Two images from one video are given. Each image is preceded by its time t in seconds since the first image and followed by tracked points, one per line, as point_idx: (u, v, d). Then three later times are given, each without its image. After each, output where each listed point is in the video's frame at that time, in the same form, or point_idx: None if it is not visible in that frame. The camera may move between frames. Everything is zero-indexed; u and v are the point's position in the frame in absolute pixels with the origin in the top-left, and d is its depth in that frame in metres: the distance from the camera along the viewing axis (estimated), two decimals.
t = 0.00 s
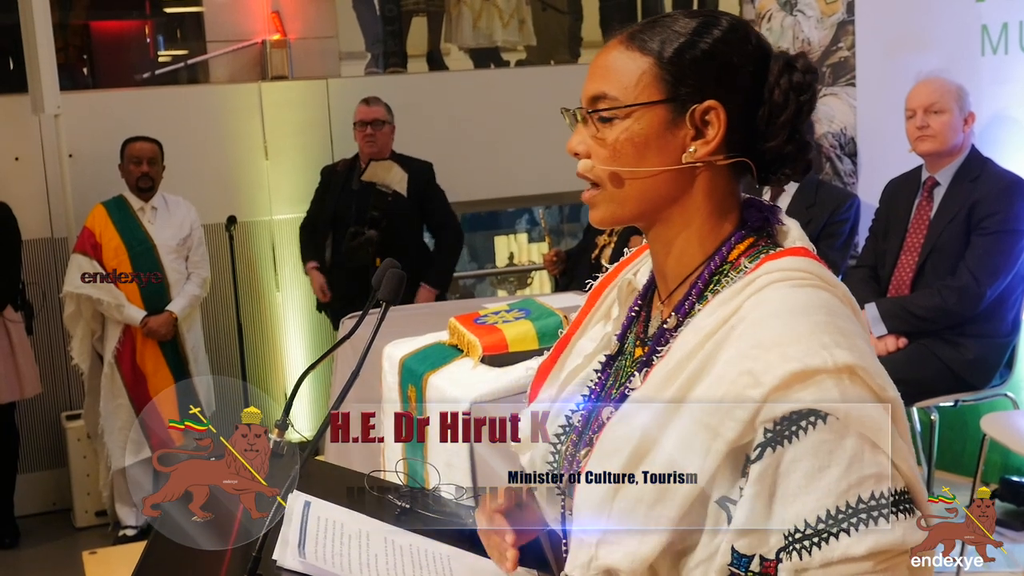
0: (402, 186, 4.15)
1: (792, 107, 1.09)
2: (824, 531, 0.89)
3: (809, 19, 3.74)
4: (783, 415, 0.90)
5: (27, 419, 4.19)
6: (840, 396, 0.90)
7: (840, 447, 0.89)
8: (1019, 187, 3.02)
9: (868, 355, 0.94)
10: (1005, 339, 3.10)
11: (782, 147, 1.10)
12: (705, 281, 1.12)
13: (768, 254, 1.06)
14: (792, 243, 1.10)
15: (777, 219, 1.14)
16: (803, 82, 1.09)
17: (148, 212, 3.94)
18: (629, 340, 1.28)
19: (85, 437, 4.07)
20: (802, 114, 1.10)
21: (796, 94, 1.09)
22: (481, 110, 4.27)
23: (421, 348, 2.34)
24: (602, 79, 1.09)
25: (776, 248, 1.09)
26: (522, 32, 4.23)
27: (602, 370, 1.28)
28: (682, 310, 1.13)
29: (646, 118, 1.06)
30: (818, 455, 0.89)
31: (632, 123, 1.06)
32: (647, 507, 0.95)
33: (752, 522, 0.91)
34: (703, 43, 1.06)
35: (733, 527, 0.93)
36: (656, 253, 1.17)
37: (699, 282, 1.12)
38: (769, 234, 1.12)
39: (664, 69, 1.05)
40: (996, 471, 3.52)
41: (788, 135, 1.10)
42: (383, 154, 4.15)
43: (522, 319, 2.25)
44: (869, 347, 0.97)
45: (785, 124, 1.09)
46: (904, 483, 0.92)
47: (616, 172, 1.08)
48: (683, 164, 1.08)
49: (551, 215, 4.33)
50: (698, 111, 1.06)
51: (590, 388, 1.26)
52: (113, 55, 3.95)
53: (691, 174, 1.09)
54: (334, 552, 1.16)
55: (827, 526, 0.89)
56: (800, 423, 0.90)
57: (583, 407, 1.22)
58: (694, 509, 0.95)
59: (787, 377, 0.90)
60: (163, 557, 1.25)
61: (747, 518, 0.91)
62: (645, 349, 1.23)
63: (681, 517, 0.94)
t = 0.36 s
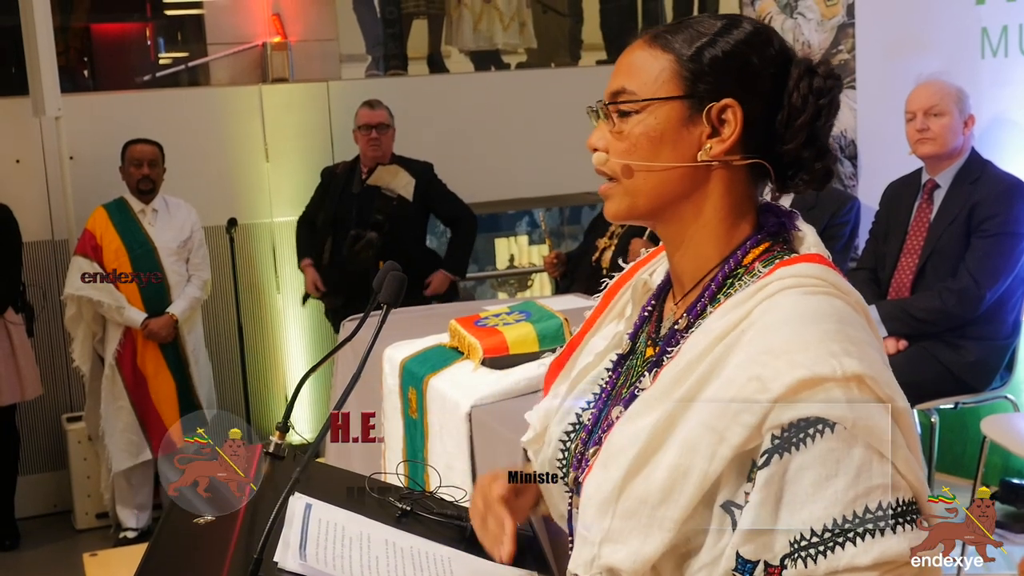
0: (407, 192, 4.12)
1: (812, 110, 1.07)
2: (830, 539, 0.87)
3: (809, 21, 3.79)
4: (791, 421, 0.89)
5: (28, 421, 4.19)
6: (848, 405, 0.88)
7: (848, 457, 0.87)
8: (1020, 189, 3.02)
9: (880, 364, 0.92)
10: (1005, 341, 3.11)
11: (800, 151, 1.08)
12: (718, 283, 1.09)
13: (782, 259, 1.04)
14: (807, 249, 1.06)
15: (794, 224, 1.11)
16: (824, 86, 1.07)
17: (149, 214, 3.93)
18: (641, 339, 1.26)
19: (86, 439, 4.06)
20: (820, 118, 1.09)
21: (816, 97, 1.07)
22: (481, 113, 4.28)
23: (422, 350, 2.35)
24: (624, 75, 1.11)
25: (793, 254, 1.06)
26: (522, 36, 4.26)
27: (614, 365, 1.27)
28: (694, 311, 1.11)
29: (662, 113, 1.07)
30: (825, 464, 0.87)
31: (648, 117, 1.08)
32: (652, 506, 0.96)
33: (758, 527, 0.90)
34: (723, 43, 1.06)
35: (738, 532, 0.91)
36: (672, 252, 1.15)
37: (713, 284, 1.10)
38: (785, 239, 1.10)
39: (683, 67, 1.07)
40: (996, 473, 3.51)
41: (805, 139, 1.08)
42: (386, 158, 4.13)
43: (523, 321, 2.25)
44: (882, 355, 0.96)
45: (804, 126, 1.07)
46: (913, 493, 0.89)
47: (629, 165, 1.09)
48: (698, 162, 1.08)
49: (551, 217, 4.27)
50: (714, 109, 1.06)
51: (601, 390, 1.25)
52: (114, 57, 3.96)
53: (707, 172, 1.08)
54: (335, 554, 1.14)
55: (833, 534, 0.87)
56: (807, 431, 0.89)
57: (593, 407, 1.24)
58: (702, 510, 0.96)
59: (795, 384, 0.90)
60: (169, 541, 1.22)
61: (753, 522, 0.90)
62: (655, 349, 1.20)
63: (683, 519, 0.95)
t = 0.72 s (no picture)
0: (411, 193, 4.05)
1: (811, 102, 1.05)
2: (835, 540, 0.87)
3: (813, 23, 3.78)
4: (798, 422, 0.89)
5: (31, 421, 4.20)
6: (855, 407, 0.87)
7: (854, 458, 0.87)
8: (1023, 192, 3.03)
9: (888, 367, 0.91)
10: (1009, 343, 3.12)
11: (802, 143, 1.06)
12: (727, 285, 1.09)
13: (792, 261, 1.03)
14: (817, 252, 1.06)
15: (804, 226, 1.10)
16: (821, 78, 1.06)
17: (154, 215, 3.92)
18: (649, 339, 1.25)
19: (89, 439, 4.05)
20: (821, 108, 1.07)
21: (815, 89, 1.06)
22: (484, 114, 4.28)
23: (426, 350, 2.35)
24: (624, 84, 1.11)
25: (801, 256, 1.05)
26: (526, 37, 4.28)
27: (623, 365, 1.26)
28: (703, 312, 1.11)
29: (662, 119, 1.08)
30: (831, 465, 0.87)
31: (649, 123, 1.09)
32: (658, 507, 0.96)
33: (764, 526, 0.90)
34: (717, 44, 1.07)
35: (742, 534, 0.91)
36: (682, 255, 1.15)
37: (721, 285, 1.10)
38: (796, 241, 1.09)
39: (680, 71, 1.07)
40: (999, 475, 3.52)
41: (808, 130, 1.06)
42: (390, 159, 4.06)
43: (526, 322, 2.25)
44: (891, 359, 0.95)
45: (805, 118, 1.06)
46: (919, 497, 0.89)
47: (633, 173, 1.10)
48: (702, 164, 1.07)
49: (555, 219, 4.30)
50: (714, 110, 1.06)
51: (608, 390, 1.24)
52: (119, 58, 3.98)
53: (711, 173, 1.08)
54: (339, 554, 1.14)
55: (838, 536, 0.86)
56: (813, 432, 0.89)
57: (600, 406, 1.22)
58: (708, 509, 0.97)
59: (801, 385, 0.89)
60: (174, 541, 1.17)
61: (758, 523, 0.90)
62: (664, 349, 1.19)
63: (690, 518, 0.95)
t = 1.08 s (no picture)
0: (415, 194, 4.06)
1: (817, 103, 1.06)
2: (831, 539, 0.86)
3: (813, 25, 3.79)
4: (789, 421, 0.89)
5: (31, 422, 4.19)
6: (846, 406, 0.88)
7: (847, 456, 0.87)
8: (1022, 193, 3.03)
9: (882, 367, 0.91)
10: (1009, 345, 3.11)
11: (808, 144, 1.07)
12: (723, 284, 1.09)
13: (787, 261, 1.04)
14: (814, 252, 1.06)
15: (802, 227, 1.10)
16: (828, 79, 1.06)
17: (154, 216, 3.93)
18: (649, 339, 1.26)
19: (88, 440, 4.05)
20: (827, 109, 1.07)
21: (821, 89, 1.06)
22: (484, 115, 4.29)
23: (426, 352, 2.35)
24: (631, 84, 1.11)
25: (798, 256, 1.05)
26: (525, 38, 4.29)
27: (621, 366, 1.26)
28: (701, 312, 1.11)
29: (670, 119, 1.08)
30: (825, 464, 0.87)
31: (656, 123, 1.08)
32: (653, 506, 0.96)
33: (760, 525, 0.89)
34: (723, 44, 1.07)
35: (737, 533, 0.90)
36: (682, 254, 1.15)
37: (718, 285, 1.10)
38: (793, 242, 1.09)
39: (687, 71, 1.07)
40: (999, 477, 3.52)
41: (815, 131, 1.07)
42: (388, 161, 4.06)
43: (525, 323, 2.25)
44: (886, 360, 0.95)
45: (811, 119, 1.06)
46: (914, 494, 0.89)
47: (640, 173, 1.09)
48: (708, 164, 1.07)
49: (554, 219, 4.32)
50: (721, 110, 1.06)
51: (607, 389, 1.25)
52: (119, 59, 3.98)
53: (717, 173, 1.08)
54: (338, 555, 1.14)
55: (834, 534, 0.86)
56: (805, 431, 0.89)
57: (600, 406, 1.23)
58: (702, 507, 0.97)
59: (792, 384, 0.89)
60: (174, 542, 1.18)
61: (754, 521, 0.89)
62: (661, 349, 1.20)
63: (683, 518, 0.95)
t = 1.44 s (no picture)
0: (414, 195, 4.01)
1: (821, 113, 1.07)
2: (829, 539, 0.86)
3: (811, 27, 3.81)
4: (787, 421, 0.89)
5: (30, 425, 4.19)
6: (842, 406, 0.88)
7: (845, 456, 0.87)
8: (1020, 196, 3.03)
9: (878, 368, 0.92)
10: (1007, 347, 3.11)
11: (811, 153, 1.08)
12: (720, 286, 1.09)
13: (783, 263, 1.04)
14: (811, 254, 1.06)
15: (798, 229, 1.11)
16: (832, 90, 1.08)
17: (152, 218, 3.93)
18: (646, 342, 1.25)
19: (87, 443, 4.04)
20: (830, 120, 1.09)
21: (825, 101, 1.07)
22: (483, 118, 4.31)
23: (424, 355, 2.35)
24: (635, 84, 1.10)
25: (794, 258, 1.06)
26: (524, 41, 4.29)
27: (619, 369, 1.26)
28: (697, 313, 1.11)
29: (674, 122, 1.07)
30: (822, 464, 0.87)
31: (661, 126, 1.07)
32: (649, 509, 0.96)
33: (756, 525, 0.89)
34: (730, 50, 1.06)
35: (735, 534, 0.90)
36: (677, 256, 1.15)
37: (714, 287, 1.10)
38: (789, 244, 1.10)
39: (693, 75, 1.06)
40: (997, 479, 3.52)
41: (817, 140, 1.08)
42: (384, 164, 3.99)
43: (524, 326, 2.25)
44: (882, 361, 0.95)
45: (815, 129, 1.07)
46: (911, 494, 0.89)
47: (643, 174, 1.08)
48: (710, 168, 1.07)
49: (553, 222, 4.29)
50: (726, 116, 1.06)
51: (605, 390, 1.25)
52: (118, 62, 3.99)
53: (718, 178, 1.08)
54: (337, 557, 1.14)
55: (832, 534, 0.86)
56: (802, 431, 0.89)
57: (596, 407, 1.23)
58: (698, 508, 0.97)
59: (789, 385, 0.89)
60: (172, 544, 1.18)
61: (751, 522, 0.89)
62: (658, 351, 1.20)
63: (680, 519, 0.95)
